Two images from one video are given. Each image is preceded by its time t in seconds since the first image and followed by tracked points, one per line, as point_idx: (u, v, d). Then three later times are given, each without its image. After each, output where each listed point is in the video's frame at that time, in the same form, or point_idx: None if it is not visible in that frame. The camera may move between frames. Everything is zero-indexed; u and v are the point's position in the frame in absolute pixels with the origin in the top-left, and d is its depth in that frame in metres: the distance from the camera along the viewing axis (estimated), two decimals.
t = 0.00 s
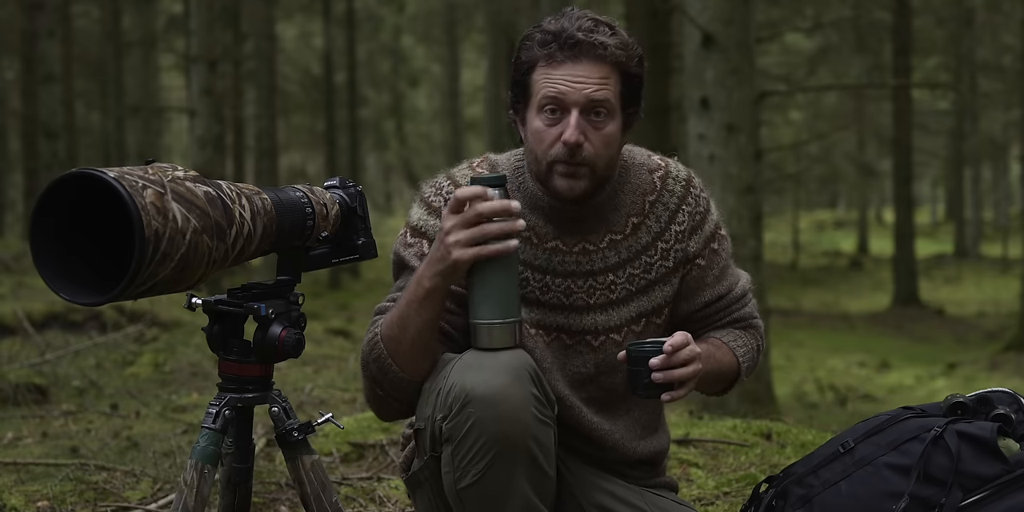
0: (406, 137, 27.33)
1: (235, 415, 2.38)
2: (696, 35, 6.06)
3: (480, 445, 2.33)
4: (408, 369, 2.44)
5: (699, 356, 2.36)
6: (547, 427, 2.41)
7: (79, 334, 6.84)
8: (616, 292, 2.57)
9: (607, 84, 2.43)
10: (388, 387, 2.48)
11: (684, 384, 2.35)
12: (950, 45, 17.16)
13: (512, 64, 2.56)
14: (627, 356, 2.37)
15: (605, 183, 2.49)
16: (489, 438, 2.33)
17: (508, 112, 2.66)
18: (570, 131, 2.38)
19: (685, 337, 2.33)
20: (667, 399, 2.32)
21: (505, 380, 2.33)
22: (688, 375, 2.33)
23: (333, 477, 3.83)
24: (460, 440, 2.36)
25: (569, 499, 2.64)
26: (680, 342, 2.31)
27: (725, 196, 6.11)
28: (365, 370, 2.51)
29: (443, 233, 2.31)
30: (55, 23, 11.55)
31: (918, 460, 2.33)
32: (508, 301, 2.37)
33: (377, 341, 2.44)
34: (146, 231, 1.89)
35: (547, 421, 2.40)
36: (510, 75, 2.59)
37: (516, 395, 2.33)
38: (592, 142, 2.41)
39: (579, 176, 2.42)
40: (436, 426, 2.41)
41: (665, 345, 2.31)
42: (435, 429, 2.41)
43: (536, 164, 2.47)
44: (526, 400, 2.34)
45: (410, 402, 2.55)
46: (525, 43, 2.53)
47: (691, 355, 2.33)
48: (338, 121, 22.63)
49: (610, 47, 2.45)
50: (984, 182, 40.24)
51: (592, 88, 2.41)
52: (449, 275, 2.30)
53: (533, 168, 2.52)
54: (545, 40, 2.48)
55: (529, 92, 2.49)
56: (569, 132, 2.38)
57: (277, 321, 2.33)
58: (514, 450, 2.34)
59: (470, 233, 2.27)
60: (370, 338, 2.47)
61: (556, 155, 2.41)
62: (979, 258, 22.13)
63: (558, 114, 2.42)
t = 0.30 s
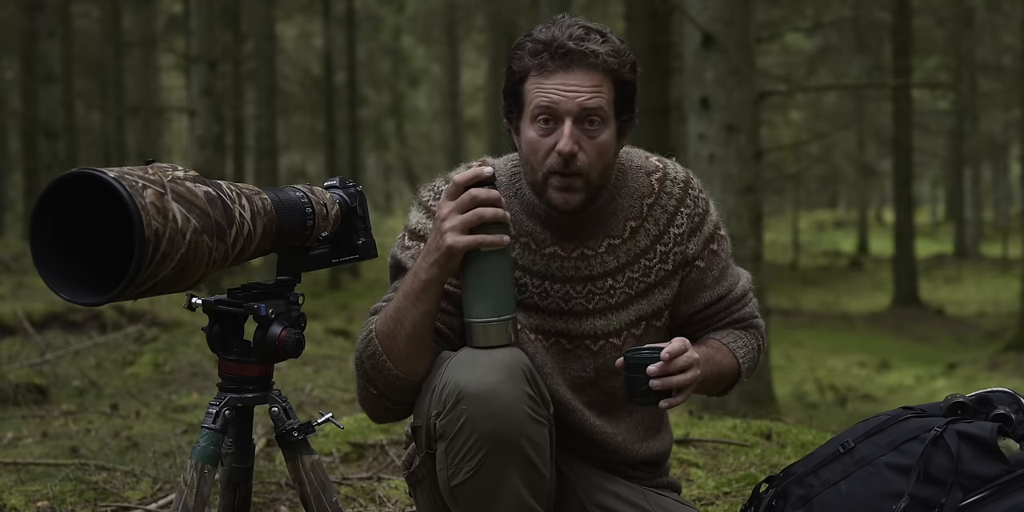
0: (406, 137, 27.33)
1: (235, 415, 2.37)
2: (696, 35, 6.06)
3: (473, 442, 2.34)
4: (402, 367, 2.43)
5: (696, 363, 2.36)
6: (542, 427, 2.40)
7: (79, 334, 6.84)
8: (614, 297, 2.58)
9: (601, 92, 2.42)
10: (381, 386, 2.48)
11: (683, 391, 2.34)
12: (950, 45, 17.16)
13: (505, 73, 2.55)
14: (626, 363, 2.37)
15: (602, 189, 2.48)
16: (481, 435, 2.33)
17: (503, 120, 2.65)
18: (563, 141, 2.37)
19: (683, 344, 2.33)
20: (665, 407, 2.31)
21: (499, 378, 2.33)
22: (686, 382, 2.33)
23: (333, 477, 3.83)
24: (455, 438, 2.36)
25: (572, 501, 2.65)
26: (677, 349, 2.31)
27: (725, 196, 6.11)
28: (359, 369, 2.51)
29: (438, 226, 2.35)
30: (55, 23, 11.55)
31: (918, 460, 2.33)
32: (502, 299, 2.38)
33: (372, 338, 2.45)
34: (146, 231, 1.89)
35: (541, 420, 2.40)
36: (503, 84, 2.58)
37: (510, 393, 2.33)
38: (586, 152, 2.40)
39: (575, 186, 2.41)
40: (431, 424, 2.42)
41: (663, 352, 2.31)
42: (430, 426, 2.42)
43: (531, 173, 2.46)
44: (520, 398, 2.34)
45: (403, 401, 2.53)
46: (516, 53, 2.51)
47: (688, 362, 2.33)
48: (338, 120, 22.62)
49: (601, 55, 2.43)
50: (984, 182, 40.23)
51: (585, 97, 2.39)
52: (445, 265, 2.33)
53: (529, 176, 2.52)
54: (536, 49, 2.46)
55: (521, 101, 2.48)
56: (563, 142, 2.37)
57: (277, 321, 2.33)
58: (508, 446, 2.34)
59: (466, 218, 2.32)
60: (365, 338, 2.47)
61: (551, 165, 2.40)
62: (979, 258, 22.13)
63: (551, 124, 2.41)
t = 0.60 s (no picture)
0: (406, 137, 27.32)
1: (235, 415, 2.38)
2: (696, 35, 6.06)
3: (465, 444, 2.34)
4: (397, 369, 2.44)
5: (688, 373, 2.36)
6: (536, 429, 2.41)
7: (79, 334, 6.84)
8: (609, 304, 2.58)
9: (595, 101, 2.42)
10: (376, 387, 2.48)
11: (674, 401, 2.34)
12: (950, 45, 17.16)
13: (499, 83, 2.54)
14: (618, 372, 2.37)
15: (598, 197, 2.48)
16: (473, 438, 2.33)
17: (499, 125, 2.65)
18: (558, 152, 2.38)
19: (675, 355, 2.33)
20: (655, 418, 2.31)
21: (490, 380, 2.33)
22: (678, 393, 2.33)
23: (333, 477, 3.83)
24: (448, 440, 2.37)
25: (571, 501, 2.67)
26: (668, 359, 2.32)
27: (725, 196, 6.11)
28: (354, 371, 2.51)
29: (430, 228, 2.35)
30: (55, 23, 11.54)
31: (919, 460, 2.33)
32: (496, 301, 2.38)
33: (366, 341, 2.45)
34: (146, 232, 1.89)
35: (534, 422, 2.40)
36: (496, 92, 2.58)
37: (502, 395, 2.33)
38: (580, 162, 2.40)
39: (570, 196, 2.42)
40: (425, 425, 2.43)
41: (653, 362, 2.32)
42: (424, 426, 2.44)
43: (526, 183, 2.46)
44: (513, 400, 2.34)
45: (399, 403, 2.53)
46: (509, 62, 2.51)
47: (680, 372, 2.33)
48: (338, 120, 22.62)
49: (594, 65, 2.43)
50: (984, 182, 40.25)
51: (578, 107, 2.39)
52: (438, 267, 2.33)
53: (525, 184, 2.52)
54: (528, 59, 2.46)
55: (515, 111, 2.48)
56: (557, 153, 2.38)
57: (277, 321, 2.33)
58: (499, 447, 2.34)
59: (457, 221, 2.32)
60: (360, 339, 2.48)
61: (546, 175, 2.40)
62: (979, 258, 22.13)
63: (544, 134, 2.41)
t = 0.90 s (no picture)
0: (406, 137, 27.33)
1: (235, 415, 2.38)
2: (696, 35, 6.06)
3: (464, 445, 2.35)
4: (395, 371, 2.44)
5: (686, 376, 2.36)
6: (535, 429, 2.41)
7: (79, 334, 6.84)
8: (606, 307, 2.58)
9: (594, 105, 2.42)
10: (374, 390, 2.48)
11: (672, 403, 2.34)
12: (950, 45, 17.16)
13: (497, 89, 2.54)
14: (615, 374, 2.37)
15: (595, 200, 2.48)
16: (473, 438, 2.34)
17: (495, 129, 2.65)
18: (558, 157, 2.37)
19: (672, 357, 2.34)
20: (653, 420, 2.31)
21: (489, 381, 2.33)
22: (674, 396, 2.33)
23: (333, 477, 3.83)
24: (447, 440, 2.37)
25: (570, 502, 2.67)
26: (666, 361, 2.32)
27: (725, 196, 6.11)
28: (352, 372, 2.51)
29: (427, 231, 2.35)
30: (55, 23, 11.54)
31: (918, 460, 2.33)
32: (494, 302, 2.38)
33: (364, 343, 2.45)
34: (146, 231, 1.89)
35: (533, 422, 2.40)
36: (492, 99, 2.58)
37: (501, 395, 2.33)
38: (581, 166, 2.40)
39: (573, 200, 2.42)
40: (424, 425, 2.43)
41: (650, 364, 2.32)
42: (423, 428, 2.44)
43: (525, 188, 2.46)
44: (512, 401, 2.34)
45: (398, 404, 2.53)
46: (506, 68, 2.50)
47: (676, 375, 2.33)
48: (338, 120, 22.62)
49: (593, 70, 2.43)
50: (984, 182, 40.26)
51: (577, 111, 2.39)
52: (437, 268, 2.33)
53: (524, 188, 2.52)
54: (526, 65, 2.46)
55: (513, 117, 2.47)
56: (558, 158, 2.37)
57: (277, 321, 2.33)
58: (499, 448, 2.34)
59: (455, 223, 2.31)
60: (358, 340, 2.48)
61: (546, 180, 2.40)
62: (979, 258, 22.13)
63: (544, 140, 2.41)
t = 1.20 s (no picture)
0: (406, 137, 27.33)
1: (235, 415, 2.38)
2: (696, 35, 6.06)
3: (466, 444, 2.34)
4: (397, 372, 2.44)
5: (687, 371, 2.36)
6: (536, 429, 2.40)
7: (78, 334, 6.84)
8: (606, 304, 2.57)
9: (619, 90, 2.45)
10: (376, 390, 2.49)
11: (674, 399, 2.35)
12: (950, 45, 17.16)
13: (506, 83, 2.50)
14: (616, 372, 2.37)
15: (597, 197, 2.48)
16: (474, 438, 2.34)
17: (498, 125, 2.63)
18: (597, 141, 2.38)
19: (673, 353, 2.33)
20: (654, 417, 2.32)
21: (491, 380, 2.33)
22: (677, 390, 2.33)
23: (333, 477, 3.83)
24: (449, 441, 2.37)
25: (570, 502, 2.67)
26: (668, 357, 2.31)
27: (725, 196, 6.11)
28: (353, 373, 2.51)
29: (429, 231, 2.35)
30: (55, 23, 11.54)
31: (918, 460, 2.33)
32: (496, 302, 2.38)
33: (365, 343, 2.45)
34: (146, 232, 1.89)
35: (535, 422, 2.39)
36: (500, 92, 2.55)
37: (502, 395, 2.32)
38: (615, 150, 2.42)
39: (597, 190, 2.42)
40: (426, 425, 2.43)
41: (652, 360, 2.31)
42: (424, 427, 2.44)
43: (545, 180, 2.46)
44: (513, 400, 2.34)
45: (399, 405, 2.53)
46: (523, 57, 2.47)
47: (678, 371, 2.33)
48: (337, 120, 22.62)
49: (617, 55, 2.45)
50: (984, 182, 40.27)
51: (610, 95, 2.42)
52: (439, 267, 2.33)
53: (535, 182, 2.52)
54: (551, 53, 2.44)
55: (536, 107, 2.45)
56: (597, 143, 2.38)
57: (277, 321, 2.33)
58: (500, 448, 2.34)
59: (456, 222, 2.32)
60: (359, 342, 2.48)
61: (579, 166, 2.40)
62: (979, 258, 22.13)
63: (579, 125, 2.40)
